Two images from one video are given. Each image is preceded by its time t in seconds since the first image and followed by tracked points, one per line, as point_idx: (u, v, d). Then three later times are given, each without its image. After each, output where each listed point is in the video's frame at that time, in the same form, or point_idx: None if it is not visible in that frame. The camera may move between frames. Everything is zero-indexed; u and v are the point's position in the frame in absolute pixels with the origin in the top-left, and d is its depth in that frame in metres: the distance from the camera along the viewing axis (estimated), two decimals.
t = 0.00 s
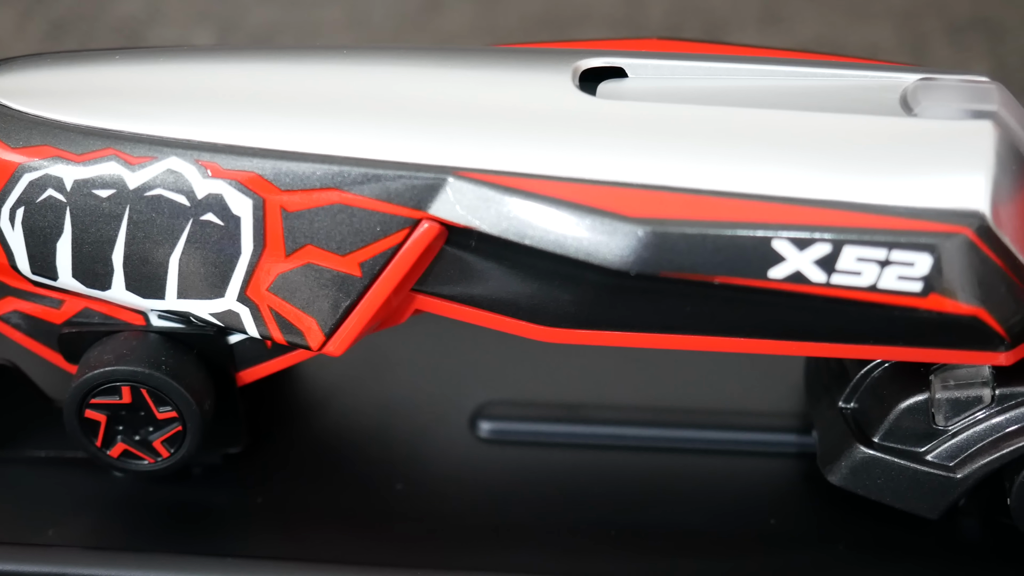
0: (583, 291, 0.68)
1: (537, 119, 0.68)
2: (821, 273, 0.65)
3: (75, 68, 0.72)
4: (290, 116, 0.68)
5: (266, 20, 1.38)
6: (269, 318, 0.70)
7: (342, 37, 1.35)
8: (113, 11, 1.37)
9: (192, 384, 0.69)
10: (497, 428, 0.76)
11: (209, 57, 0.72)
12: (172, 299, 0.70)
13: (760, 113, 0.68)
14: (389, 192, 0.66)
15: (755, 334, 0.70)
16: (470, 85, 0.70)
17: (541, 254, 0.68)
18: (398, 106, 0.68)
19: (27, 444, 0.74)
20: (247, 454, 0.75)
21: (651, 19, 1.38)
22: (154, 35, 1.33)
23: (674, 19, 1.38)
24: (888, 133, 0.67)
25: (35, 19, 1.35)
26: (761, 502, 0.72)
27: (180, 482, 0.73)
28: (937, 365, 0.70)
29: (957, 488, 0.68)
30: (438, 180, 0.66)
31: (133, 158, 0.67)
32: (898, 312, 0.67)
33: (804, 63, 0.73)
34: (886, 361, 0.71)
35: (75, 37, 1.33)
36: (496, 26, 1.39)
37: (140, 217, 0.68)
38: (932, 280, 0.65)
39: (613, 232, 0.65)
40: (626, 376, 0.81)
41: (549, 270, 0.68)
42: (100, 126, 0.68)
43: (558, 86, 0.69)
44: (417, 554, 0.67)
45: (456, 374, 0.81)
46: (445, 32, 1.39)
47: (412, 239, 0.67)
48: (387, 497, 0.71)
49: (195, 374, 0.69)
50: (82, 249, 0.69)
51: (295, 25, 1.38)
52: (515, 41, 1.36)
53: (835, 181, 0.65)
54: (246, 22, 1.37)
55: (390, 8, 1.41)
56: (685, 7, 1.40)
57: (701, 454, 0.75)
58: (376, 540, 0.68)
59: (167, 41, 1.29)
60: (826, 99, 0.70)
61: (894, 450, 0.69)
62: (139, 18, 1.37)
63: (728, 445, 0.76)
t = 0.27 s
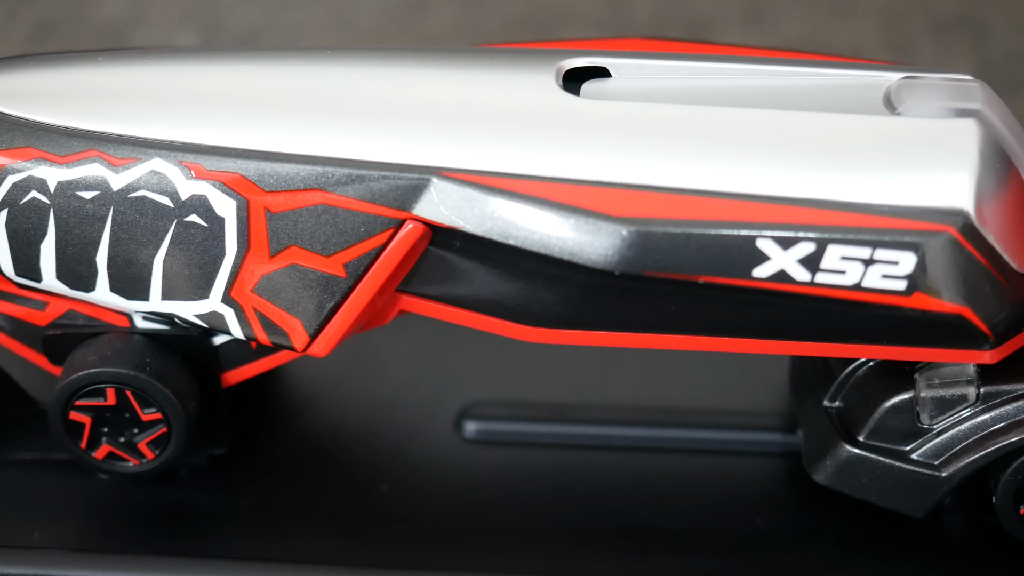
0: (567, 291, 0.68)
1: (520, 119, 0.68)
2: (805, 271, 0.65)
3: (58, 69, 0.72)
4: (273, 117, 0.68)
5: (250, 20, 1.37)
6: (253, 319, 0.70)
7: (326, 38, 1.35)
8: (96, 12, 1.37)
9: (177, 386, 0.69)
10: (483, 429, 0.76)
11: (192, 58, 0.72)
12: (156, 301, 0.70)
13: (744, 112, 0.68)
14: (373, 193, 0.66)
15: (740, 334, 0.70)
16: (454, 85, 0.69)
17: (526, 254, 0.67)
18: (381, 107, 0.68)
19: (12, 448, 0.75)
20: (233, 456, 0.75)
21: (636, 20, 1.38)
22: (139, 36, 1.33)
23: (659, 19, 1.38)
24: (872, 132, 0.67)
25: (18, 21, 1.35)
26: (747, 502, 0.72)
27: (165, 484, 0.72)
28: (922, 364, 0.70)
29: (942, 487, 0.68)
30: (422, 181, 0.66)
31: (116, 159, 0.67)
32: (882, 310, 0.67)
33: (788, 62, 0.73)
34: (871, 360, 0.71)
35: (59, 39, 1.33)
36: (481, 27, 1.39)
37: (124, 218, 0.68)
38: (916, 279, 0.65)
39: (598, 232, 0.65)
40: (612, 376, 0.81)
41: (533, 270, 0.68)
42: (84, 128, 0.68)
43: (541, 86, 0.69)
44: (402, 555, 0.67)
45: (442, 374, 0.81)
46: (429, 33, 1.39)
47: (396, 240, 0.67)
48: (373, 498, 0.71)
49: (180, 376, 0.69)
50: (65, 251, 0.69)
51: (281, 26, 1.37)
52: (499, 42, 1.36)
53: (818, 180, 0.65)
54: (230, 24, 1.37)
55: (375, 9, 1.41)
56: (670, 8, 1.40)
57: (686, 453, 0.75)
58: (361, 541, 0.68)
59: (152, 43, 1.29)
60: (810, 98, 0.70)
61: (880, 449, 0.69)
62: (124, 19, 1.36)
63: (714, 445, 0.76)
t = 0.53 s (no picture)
0: (552, 291, 0.68)
1: (504, 120, 0.68)
2: (790, 271, 0.65)
3: (42, 71, 0.72)
4: (257, 118, 0.68)
5: (236, 21, 1.37)
6: (239, 320, 0.70)
7: (311, 39, 1.35)
8: (80, 13, 1.36)
9: (163, 387, 0.69)
10: (470, 429, 0.76)
11: (176, 60, 0.72)
12: (141, 303, 0.70)
13: (728, 112, 0.68)
14: (358, 194, 0.66)
15: (725, 333, 0.70)
16: (438, 86, 0.69)
17: (510, 254, 0.68)
18: (366, 108, 0.68)
19: None
20: (219, 457, 0.75)
21: (621, 19, 1.38)
22: (124, 38, 1.33)
23: (644, 19, 1.38)
24: (856, 131, 0.67)
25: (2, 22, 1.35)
26: (733, 502, 0.72)
27: (151, 485, 0.72)
28: (907, 363, 0.70)
29: (927, 486, 0.68)
30: (406, 182, 0.66)
31: (101, 161, 0.67)
32: (867, 310, 0.67)
33: (772, 62, 0.73)
34: (857, 359, 0.71)
35: (44, 41, 1.32)
36: (467, 27, 1.39)
37: (109, 220, 0.68)
38: (901, 278, 0.65)
39: (582, 233, 0.65)
40: (599, 377, 0.81)
41: (518, 270, 0.68)
42: (68, 130, 0.68)
43: (525, 87, 0.69)
44: (387, 555, 0.67)
45: (429, 375, 0.81)
46: (414, 34, 1.38)
47: (381, 241, 0.67)
48: (359, 498, 0.71)
49: (165, 377, 0.69)
50: (50, 253, 0.69)
51: (267, 27, 1.37)
52: (484, 43, 1.36)
53: (802, 179, 0.65)
54: (215, 25, 1.36)
55: (362, 9, 1.40)
56: (655, 8, 1.40)
57: (673, 453, 0.75)
58: (348, 542, 0.68)
59: (138, 44, 1.29)
60: (795, 97, 0.70)
61: (865, 448, 0.69)
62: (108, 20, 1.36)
63: (700, 445, 0.76)
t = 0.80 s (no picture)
0: (539, 291, 0.68)
1: (491, 120, 0.67)
2: (776, 271, 0.65)
3: (28, 73, 0.71)
4: (244, 119, 0.68)
5: (223, 21, 1.37)
6: (225, 322, 0.70)
7: (298, 40, 1.35)
8: (67, 15, 1.36)
9: (150, 389, 0.69)
10: (455, 429, 0.76)
11: (163, 61, 0.72)
12: (128, 305, 0.69)
13: (715, 111, 0.68)
14: (344, 195, 0.66)
15: (713, 333, 0.70)
16: (425, 86, 0.69)
17: (497, 255, 0.67)
18: (352, 109, 0.68)
19: None
20: (207, 459, 0.75)
21: (607, 19, 1.38)
22: (110, 40, 1.33)
23: (630, 19, 1.38)
24: (843, 130, 0.67)
25: None
26: (721, 501, 0.72)
27: (138, 487, 0.72)
28: (894, 362, 0.70)
29: (916, 485, 0.68)
30: (393, 182, 0.66)
31: (87, 163, 0.67)
32: (854, 309, 0.67)
33: (758, 62, 0.73)
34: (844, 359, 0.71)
35: (31, 42, 1.32)
36: (454, 28, 1.39)
37: (95, 222, 0.68)
38: (888, 278, 0.65)
39: (569, 233, 0.65)
40: (587, 377, 0.81)
41: (505, 271, 0.68)
42: (54, 132, 0.68)
43: (511, 87, 0.69)
44: (374, 556, 0.67)
45: (418, 376, 0.81)
46: (401, 34, 1.38)
47: (368, 242, 0.67)
48: (347, 499, 0.71)
49: (152, 379, 0.69)
50: (36, 255, 0.69)
51: (254, 28, 1.37)
52: (471, 43, 1.36)
53: (789, 178, 0.65)
54: (201, 26, 1.36)
55: (349, 10, 1.40)
56: (641, 8, 1.40)
57: (661, 453, 0.75)
58: (336, 542, 0.68)
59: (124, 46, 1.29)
60: (781, 97, 0.70)
61: (853, 448, 0.69)
62: (95, 22, 1.36)
63: (688, 445, 0.76)
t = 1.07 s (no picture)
0: (523, 292, 0.68)
1: (475, 120, 0.68)
2: (760, 270, 0.65)
3: (11, 75, 0.71)
4: (228, 121, 0.68)
5: (207, 22, 1.37)
6: (210, 323, 0.70)
7: (283, 41, 1.35)
8: (51, 17, 1.36)
9: (134, 391, 0.69)
10: (441, 430, 0.76)
11: (146, 63, 0.72)
12: (112, 307, 0.69)
13: (698, 111, 0.68)
14: (329, 196, 0.66)
15: (697, 333, 0.70)
16: (409, 87, 0.69)
17: (482, 255, 0.67)
18: (336, 110, 0.68)
19: None
20: (192, 461, 0.75)
21: (591, 19, 1.39)
22: (94, 42, 1.33)
23: (615, 20, 1.38)
24: (826, 130, 0.67)
25: None
26: (706, 501, 0.72)
27: (123, 489, 0.72)
28: (879, 361, 0.70)
29: (901, 484, 0.68)
30: (377, 183, 0.66)
31: (71, 165, 0.67)
32: (838, 308, 0.67)
33: (742, 61, 0.73)
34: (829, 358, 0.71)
35: (15, 44, 1.32)
36: (438, 29, 1.39)
37: (80, 224, 0.68)
38: (872, 277, 0.65)
39: (553, 233, 0.65)
40: (573, 378, 0.82)
41: (489, 271, 0.68)
42: (38, 134, 0.68)
43: (495, 87, 0.69)
44: (359, 557, 0.67)
45: (405, 377, 0.81)
46: (385, 35, 1.38)
47: (352, 243, 0.67)
48: (332, 500, 0.71)
49: (137, 381, 0.69)
50: (21, 257, 0.69)
51: (238, 29, 1.37)
52: (456, 44, 1.36)
53: (773, 178, 0.65)
54: (186, 27, 1.36)
55: (334, 11, 1.40)
56: (626, 8, 1.40)
57: (646, 453, 0.75)
58: (321, 544, 0.68)
59: (108, 47, 1.28)
60: (765, 96, 0.70)
61: (837, 447, 0.69)
62: (79, 25, 1.36)
63: (674, 445, 0.76)
